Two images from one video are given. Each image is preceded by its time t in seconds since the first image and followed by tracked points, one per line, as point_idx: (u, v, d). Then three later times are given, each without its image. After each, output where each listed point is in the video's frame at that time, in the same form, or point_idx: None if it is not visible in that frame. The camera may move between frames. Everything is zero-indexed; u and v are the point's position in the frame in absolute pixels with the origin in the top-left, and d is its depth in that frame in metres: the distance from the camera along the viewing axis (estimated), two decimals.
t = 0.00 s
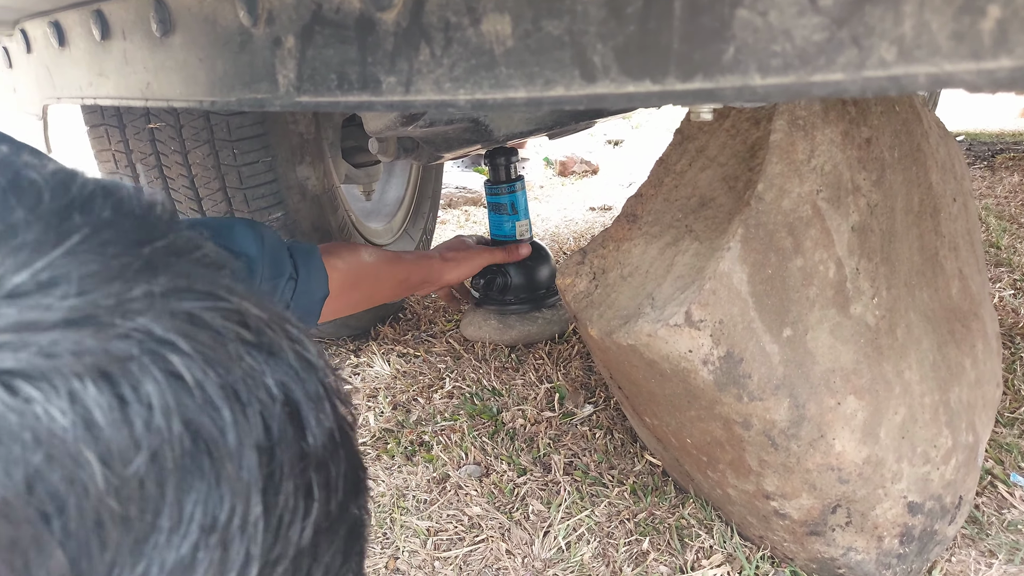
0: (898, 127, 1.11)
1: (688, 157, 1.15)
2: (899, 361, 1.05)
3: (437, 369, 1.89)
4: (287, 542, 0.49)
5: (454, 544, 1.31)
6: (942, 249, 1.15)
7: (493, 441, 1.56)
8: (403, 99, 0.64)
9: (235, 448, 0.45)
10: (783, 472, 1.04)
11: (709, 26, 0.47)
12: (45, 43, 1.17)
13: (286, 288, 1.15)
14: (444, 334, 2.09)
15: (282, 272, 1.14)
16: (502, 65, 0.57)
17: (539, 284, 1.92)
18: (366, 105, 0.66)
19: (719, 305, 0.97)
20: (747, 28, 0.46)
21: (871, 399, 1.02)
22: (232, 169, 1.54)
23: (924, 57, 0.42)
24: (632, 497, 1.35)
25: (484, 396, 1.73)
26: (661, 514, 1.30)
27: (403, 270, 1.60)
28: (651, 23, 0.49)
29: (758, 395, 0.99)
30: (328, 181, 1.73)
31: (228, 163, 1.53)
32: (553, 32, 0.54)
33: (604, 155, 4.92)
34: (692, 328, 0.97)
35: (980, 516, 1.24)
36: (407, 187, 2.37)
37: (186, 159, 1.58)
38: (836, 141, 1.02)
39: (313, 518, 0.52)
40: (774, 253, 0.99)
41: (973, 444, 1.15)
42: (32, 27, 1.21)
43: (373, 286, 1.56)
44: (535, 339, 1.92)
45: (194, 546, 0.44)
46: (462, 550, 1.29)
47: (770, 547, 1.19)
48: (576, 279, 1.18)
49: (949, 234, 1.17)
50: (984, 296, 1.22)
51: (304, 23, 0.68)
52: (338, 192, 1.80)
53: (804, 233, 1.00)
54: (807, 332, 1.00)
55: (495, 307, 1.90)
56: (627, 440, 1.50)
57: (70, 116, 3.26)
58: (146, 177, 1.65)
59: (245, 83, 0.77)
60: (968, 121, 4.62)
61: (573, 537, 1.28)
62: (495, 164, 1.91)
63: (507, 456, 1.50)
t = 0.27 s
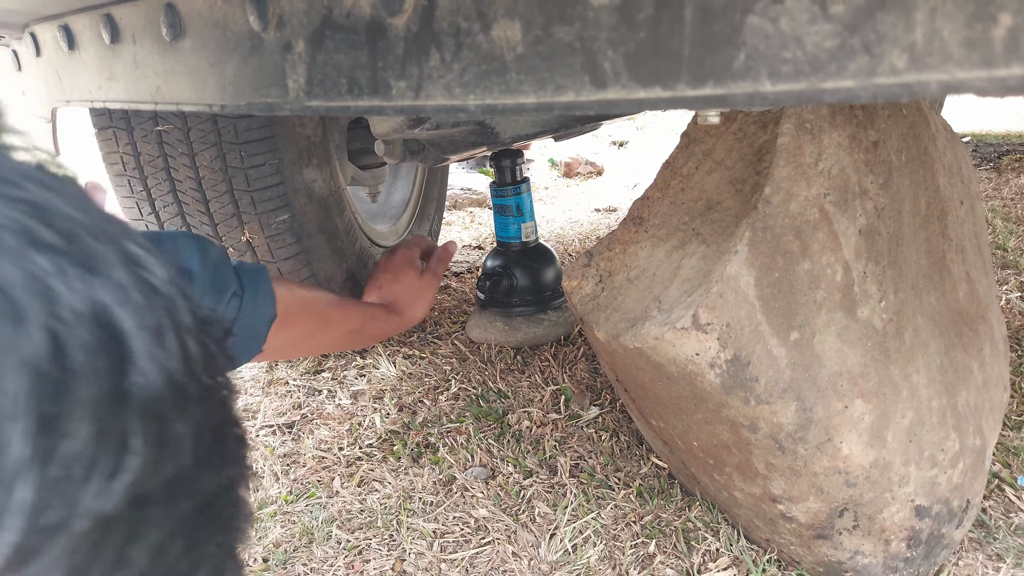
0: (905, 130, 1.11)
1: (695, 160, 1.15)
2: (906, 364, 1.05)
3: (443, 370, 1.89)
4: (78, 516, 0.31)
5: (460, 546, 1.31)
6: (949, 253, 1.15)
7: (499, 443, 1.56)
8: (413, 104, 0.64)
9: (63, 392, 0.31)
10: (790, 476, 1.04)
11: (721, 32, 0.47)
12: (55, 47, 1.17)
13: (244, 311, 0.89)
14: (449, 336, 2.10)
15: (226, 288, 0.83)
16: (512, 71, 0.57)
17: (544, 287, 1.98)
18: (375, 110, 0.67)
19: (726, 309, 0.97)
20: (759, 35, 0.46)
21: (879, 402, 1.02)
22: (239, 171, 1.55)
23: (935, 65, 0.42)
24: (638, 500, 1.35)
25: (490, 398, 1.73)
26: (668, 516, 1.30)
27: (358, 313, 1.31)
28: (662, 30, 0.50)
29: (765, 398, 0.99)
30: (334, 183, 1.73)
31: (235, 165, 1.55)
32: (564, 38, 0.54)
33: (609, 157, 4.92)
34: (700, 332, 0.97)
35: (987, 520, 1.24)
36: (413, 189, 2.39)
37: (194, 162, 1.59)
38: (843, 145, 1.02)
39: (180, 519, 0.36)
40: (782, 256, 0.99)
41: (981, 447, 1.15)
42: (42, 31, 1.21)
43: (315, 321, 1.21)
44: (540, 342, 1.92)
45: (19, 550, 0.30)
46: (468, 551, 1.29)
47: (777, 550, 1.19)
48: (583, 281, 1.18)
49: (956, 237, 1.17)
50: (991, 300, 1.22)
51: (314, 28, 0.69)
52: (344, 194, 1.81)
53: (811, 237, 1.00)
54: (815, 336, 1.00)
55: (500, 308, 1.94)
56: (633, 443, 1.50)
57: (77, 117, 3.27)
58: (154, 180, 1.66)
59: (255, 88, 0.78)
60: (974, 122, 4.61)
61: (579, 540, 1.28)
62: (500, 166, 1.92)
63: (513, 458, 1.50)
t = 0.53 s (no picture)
0: (907, 130, 1.11)
1: (698, 161, 1.15)
2: (909, 363, 1.05)
3: (447, 371, 1.89)
4: None
5: (463, 546, 1.31)
6: (952, 253, 1.15)
7: (502, 443, 1.57)
8: (416, 105, 0.64)
9: None
10: (793, 476, 1.04)
11: (723, 34, 0.48)
12: (60, 50, 1.18)
13: (40, 391, 0.80)
14: (453, 336, 2.10)
15: (54, 305, 0.77)
16: (515, 73, 0.58)
17: (547, 287, 1.98)
18: (379, 112, 0.67)
19: (729, 309, 0.99)
20: (761, 36, 0.46)
21: (882, 402, 1.02)
22: (243, 173, 1.57)
23: (937, 66, 0.42)
24: (642, 500, 1.35)
25: (494, 399, 1.73)
26: (671, 516, 1.30)
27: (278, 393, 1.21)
28: (664, 31, 0.50)
29: (768, 398, 0.99)
30: (337, 184, 1.74)
31: (239, 167, 1.56)
32: (566, 40, 0.54)
33: (611, 157, 4.92)
34: (702, 332, 1.00)
35: (991, 520, 1.24)
36: (416, 190, 2.39)
37: (198, 164, 1.59)
38: (846, 145, 1.03)
39: None
40: (784, 256, 1.00)
41: (984, 447, 1.15)
42: (46, 34, 1.22)
43: (155, 392, 0.96)
44: (543, 342, 1.93)
45: None
46: (472, 551, 1.29)
47: (781, 550, 1.19)
48: (586, 282, 1.19)
49: (960, 237, 1.17)
50: (995, 299, 1.22)
51: (318, 31, 0.69)
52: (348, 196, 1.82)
53: (814, 237, 1.00)
54: (818, 335, 1.00)
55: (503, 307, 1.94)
56: (636, 443, 1.50)
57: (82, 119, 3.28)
58: (158, 182, 1.65)
59: (259, 91, 0.78)
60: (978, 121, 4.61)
61: (583, 540, 1.28)
62: (502, 167, 1.96)
63: (517, 458, 1.51)
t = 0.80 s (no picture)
0: (908, 126, 1.11)
1: (698, 158, 1.14)
2: (911, 359, 1.05)
3: (449, 369, 1.89)
4: None
5: (465, 543, 1.31)
6: (954, 248, 1.15)
7: (504, 441, 1.57)
8: (416, 102, 0.64)
9: None
10: (795, 471, 1.04)
11: (721, 28, 0.48)
12: (62, 49, 1.18)
13: None
14: (455, 335, 2.11)
15: None
16: (515, 68, 0.58)
17: (549, 286, 2.00)
18: (380, 109, 0.67)
19: (731, 305, 1.00)
20: (759, 30, 0.46)
21: (884, 398, 1.02)
22: (245, 172, 1.58)
23: (935, 58, 0.42)
24: (644, 497, 1.36)
25: (496, 396, 1.74)
26: (673, 513, 1.31)
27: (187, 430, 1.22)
28: (663, 26, 0.50)
29: (770, 394, 1.00)
30: (338, 183, 1.74)
31: (241, 166, 1.57)
32: (566, 35, 0.54)
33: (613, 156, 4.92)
34: (704, 328, 1.00)
35: (994, 516, 1.24)
36: (417, 189, 2.39)
37: (199, 163, 1.59)
38: (848, 141, 1.02)
39: None
40: (785, 252, 1.00)
41: (986, 442, 1.15)
42: (47, 34, 1.22)
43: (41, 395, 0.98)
44: (545, 340, 1.93)
45: None
46: (474, 548, 1.29)
47: (783, 546, 1.19)
48: (587, 280, 1.19)
49: (961, 233, 1.17)
50: (996, 295, 1.22)
51: (318, 28, 0.69)
52: (349, 194, 1.82)
53: (815, 233, 1.01)
54: (819, 331, 1.00)
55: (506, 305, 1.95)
56: (638, 440, 1.51)
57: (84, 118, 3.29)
58: (160, 181, 1.64)
59: (260, 89, 0.78)
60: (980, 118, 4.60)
61: (585, 537, 1.28)
62: (504, 165, 1.98)
63: (519, 456, 1.51)
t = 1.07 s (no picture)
0: (914, 123, 1.11)
1: (703, 155, 1.12)
2: (917, 356, 1.04)
3: (452, 366, 1.89)
4: None
5: (469, 539, 1.31)
6: (959, 245, 1.15)
7: (507, 438, 1.57)
8: (423, 96, 0.64)
9: None
10: (800, 468, 1.04)
11: (731, 21, 0.48)
12: (66, 45, 1.18)
13: None
14: (458, 332, 2.11)
15: None
16: (523, 62, 0.58)
17: (552, 283, 2.00)
18: (387, 103, 0.67)
19: (736, 302, 1.01)
20: (769, 23, 0.46)
21: (890, 394, 1.01)
22: (248, 168, 1.58)
23: (947, 51, 0.42)
24: (648, 494, 1.35)
25: (499, 393, 1.74)
26: (677, 510, 1.30)
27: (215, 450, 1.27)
28: (673, 20, 0.50)
29: (775, 391, 1.00)
30: (342, 180, 1.74)
31: (245, 162, 1.57)
32: (575, 29, 0.54)
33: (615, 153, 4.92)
34: (709, 325, 1.01)
35: (999, 513, 1.23)
36: (420, 186, 2.38)
37: (203, 160, 1.59)
38: (853, 137, 1.02)
39: None
40: (791, 249, 1.01)
41: (992, 440, 1.14)
42: (53, 30, 1.22)
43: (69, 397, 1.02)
44: (548, 337, 1.93)
45: None
46: (478, 545, 1.29)
47: (787, 543, 1.19)
48: (591, 276, 1.18)
49: (967, 230, 1.17)
50: (1002, 292, 1.22)
51: (325, 23, 0.69)
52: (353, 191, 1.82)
53: (821, 229, 1.01)
54: (825, 328, 1.00)
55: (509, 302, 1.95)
56: (642, 438, 1.51)
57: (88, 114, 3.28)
58: (164, 178, 1.64)
59: (266, 84, 0.78)
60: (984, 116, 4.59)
61: (589, 533, 1.28)
62: (507, 163, 1.98)
63: (523, 453, 1.51)
